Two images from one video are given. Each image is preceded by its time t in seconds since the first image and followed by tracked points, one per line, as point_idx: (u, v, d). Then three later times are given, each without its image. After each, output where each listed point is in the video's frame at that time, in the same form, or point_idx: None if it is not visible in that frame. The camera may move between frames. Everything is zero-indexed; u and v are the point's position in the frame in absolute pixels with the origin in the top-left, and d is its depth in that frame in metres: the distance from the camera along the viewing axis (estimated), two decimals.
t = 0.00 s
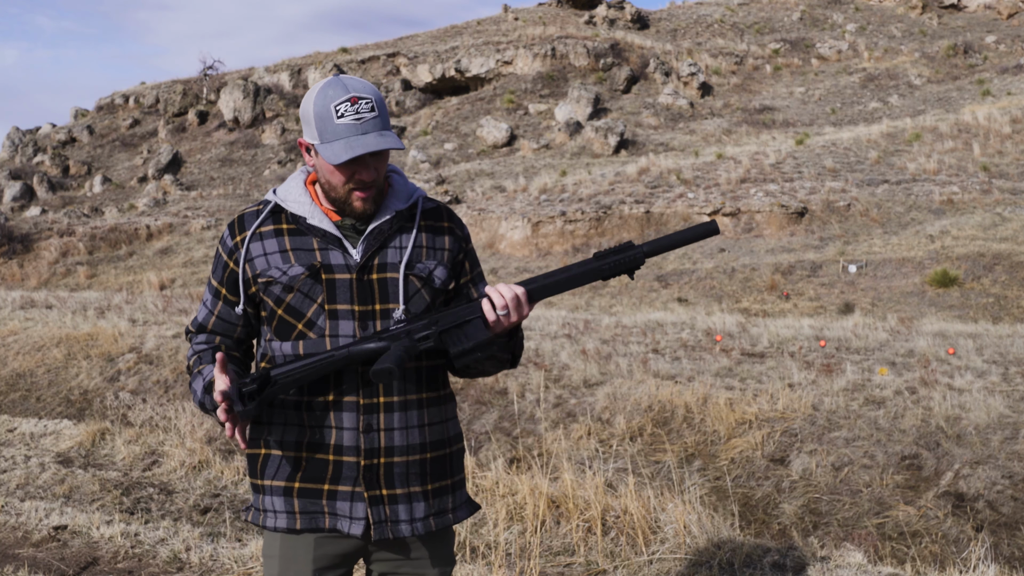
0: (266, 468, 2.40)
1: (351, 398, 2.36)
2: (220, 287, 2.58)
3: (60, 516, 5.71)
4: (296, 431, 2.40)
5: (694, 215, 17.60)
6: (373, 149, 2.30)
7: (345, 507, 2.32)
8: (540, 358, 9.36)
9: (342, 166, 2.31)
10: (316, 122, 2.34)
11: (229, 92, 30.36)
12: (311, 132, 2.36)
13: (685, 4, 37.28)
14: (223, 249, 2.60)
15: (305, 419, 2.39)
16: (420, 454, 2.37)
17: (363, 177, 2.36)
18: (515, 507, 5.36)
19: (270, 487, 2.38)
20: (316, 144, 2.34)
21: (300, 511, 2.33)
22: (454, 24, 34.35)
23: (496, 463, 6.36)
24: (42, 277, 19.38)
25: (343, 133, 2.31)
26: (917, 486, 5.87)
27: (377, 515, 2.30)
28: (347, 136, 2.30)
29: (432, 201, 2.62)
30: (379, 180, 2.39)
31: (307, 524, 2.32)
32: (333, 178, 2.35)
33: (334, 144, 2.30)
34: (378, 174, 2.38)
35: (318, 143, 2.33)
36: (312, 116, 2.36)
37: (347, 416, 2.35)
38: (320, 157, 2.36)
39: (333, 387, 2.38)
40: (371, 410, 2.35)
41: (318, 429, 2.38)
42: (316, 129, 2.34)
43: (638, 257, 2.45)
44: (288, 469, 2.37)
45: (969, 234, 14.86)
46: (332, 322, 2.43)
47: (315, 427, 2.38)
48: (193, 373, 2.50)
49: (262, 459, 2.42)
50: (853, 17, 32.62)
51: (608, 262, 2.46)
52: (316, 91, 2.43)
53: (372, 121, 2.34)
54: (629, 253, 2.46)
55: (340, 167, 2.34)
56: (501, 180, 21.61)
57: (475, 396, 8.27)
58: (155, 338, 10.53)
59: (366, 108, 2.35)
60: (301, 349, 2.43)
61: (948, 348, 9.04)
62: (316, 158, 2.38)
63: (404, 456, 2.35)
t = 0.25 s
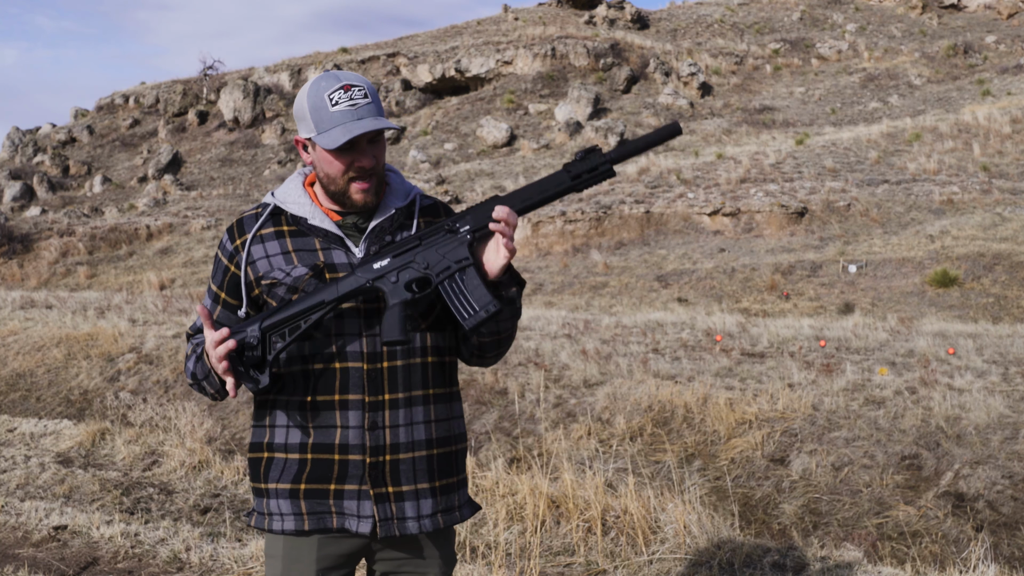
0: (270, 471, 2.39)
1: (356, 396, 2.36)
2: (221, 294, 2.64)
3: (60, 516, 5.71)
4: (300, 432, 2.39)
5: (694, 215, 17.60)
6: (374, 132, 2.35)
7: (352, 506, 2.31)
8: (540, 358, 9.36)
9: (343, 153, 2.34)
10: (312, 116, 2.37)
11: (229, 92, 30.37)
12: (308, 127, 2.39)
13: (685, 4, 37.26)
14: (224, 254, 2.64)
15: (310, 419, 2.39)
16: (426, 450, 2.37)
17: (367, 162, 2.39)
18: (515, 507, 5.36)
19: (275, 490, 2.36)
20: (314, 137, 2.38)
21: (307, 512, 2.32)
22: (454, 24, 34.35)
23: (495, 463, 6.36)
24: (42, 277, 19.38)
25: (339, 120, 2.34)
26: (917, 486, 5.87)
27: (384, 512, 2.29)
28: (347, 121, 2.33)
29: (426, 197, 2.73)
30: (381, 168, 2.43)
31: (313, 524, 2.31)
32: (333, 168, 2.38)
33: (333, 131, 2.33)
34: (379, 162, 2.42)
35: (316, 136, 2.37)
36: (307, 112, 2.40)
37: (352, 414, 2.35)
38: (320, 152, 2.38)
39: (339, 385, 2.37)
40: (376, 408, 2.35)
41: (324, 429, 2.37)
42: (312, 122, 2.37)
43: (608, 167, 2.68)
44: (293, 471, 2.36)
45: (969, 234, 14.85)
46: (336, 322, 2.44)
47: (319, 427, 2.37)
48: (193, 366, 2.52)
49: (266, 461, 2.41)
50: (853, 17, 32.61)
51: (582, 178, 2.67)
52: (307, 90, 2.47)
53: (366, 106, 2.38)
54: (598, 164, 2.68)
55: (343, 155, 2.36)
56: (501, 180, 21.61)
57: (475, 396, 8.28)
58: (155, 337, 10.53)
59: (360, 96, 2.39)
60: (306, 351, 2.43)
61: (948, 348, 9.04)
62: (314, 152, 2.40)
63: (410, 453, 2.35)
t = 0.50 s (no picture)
0: (270, 475, 2.40)
1: (352, 397, 2.36)
2: (218, 303, 2.70)
3: (60, 516, 5.71)
4: (299, 436, 2.39)
5: (694, 215, 17.61)
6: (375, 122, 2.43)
7: (352, 507, 2.31)
8: (540, 358, 9.36)
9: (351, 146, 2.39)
10: (311, 115, 2.40)
11: (229, 92, 30.36)
12: (306, 126, 2.41)
13: (685, 4, 37.25)
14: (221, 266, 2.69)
15: (307, 422, 2.39)
16: (426, 448, 2.36)
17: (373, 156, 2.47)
18: (515, 507, 5.36)
19: (275, 494, 2.37)
20: (314, 137, 2.40)
21: (308, 514, 2.33)
22: (454, 24, 34.35)
23: (496, 463, 6.37)
24: (42, 277, 19.38)
25: (343, 113, 2.41)
26: (917, 486, 5.87)
27: (384, 512, 2.29)
28: (355, 115, 2.40)
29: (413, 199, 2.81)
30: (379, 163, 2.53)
31: (314, 525, 2.32)
32: (339, 164, 2.41)
33: (339, 127, 2.38)
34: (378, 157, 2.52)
35: (317, 134, 2.40)
36: (302, 112, 2.42)
37: (349, 416, 2.35)
38: (323, 149, 2.40)
39: (334, 387, 2.37)
40: (373, 408, 2.35)
41: (321, 431, 2.37)
42: (312, 122, 2.40)
43: (580, 132, 2.75)
44: (293, 475, 2.37)
45: (969, 234, 14.86)
46: (331, 325, 2.43)
47: (317, 429, 2.37)
48: (200, 371, 2.54)
49: (266, 466, 2.43)
50: (853, 17, 32.61)
51: (555, 143, 2.70)
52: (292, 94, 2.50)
53: (362, 101, 2.47)
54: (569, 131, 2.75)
55: (352, 149, 2.42)
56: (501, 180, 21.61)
57: (475, 396, 8.28)
58: (155, 337, 10.53)
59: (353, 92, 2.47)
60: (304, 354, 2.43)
61: (949, 348, 9.04)
62: (314, 151, 2.42)
63: (409, 452, 2.34)
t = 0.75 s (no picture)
0: (270, 475, 2.40)
1: (352, 395, 2.36)
2: (219, 303, 2.71)
3: (60, 516, 5.71)
4: (298, 435, 2.39)
5: (694, 215, 17.61)
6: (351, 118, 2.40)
7: (353, 505, 2.31)
8: (540, 358, 9.36)
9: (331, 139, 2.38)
10: (290, 112, 2.41)
11: (229, 92, 30.37)
12: (287, 124, 2.42)
13: (685, 4, 37.25)
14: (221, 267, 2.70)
15: (307, 421, 2.39)
16: (426, 446, 2.36)
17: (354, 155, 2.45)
18: (515, 507, 5.36)
19: (275, 493, 2.37)
20: (293, 134, 2.41)
21: (308, 513, 2.32)
22: (454, 24, 34.35)
23: (495, 463, 6.37)
24: (42, 277, 19.38)
25: (317, 111, 2.38)
26: (917, 486, 5.87)
27: (384, 510, 2.29)
28: (327, 115, 2.37)
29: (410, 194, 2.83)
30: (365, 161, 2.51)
31: (314, 525, 2.31)
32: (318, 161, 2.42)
33: (309, 124, 2.36)
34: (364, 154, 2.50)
35: (295, 132, 2.40)
36: (284, 110, 2.43)
37: (349, 413, 2.35)
38: (300, 144, 2.42)
39: (334, 385, 2.37)
40: (373, 406, 2.35)
41: (321, 429, 2.36)
42: (291, 118, 2.41)
43: (569, 115, 2.74)
44: (292, 475, 2.37)
45: (969, 234, 14.86)
46: (331, 322, 2.43)
47: (317, 428, 2.37)
48: (203, 371, 2.53)
49: (265, 467, 2.42)
50: (853, 17, 32.62)
51: (545, 125, 2.70)
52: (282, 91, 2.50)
53: (341, 96, 2.41)
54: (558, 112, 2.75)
55: (326, 147, 2.42)
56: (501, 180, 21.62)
57: (475, 396, 8.29)
58: (155, 337, 10.53)
59: (335, 87, 2.42)
60: (304, 352, 2.43)
61: (948, 348, 9.04)
62: (296, 150, 2.44)
63: (409, 450, 2.34)
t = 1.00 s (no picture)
0: (269, 475, 2.40)
1: (351, 396, 2.36)
2: (220, 304, 2.71)
3: (60, 516, 5.71)
4: (297, 435, 2.38)
5: (694, 215, 17.60)
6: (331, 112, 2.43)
7: (350, 506, 2.32)
8: (540, 358, 9.36)
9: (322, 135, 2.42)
10: (279, 109, 2.48)
11: (229, 92, 30.38)
12: (277, 122, 2.50)
13: (685, 3, 37.23)
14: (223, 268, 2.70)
15: (306, 421, 2.39)
16: (424, 447, 2.36)
17: (340, 150, 2.47)
18: (515, 507, 5.36)
19: (274, 493, 2.37)
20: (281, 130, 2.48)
21: (306, 513, 2.32)
22: (454, 24, 34.34)
23: (496, 463, 6.37)
24: (42, 277, 19.38)
25: (297, 106, 2.42)
26: (917, 486, 5.86)
27: (381, 511, 2.29)
28: (304, 109, 2.41)
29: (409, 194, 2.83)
30: (355, 157, 2.51)
31: (312, 525, 2.31)
32: (300, 155, 2.47)
33: (289, 119, 2.43)
34: (353, 151, 2.50)
35: (282, 128, 2.47)
36: (276, 108, 2.50)
37: (347, 414, 2.35)
38: (288, 144, 2.49)
39: (333, 386, 2.38)
40: (371, 407, 2.35)
41: (320, 430, 2.37)
42: (279, 115, 2.48)
43: (558, 105, 2.74)
44: (290, 475, 2.37)
45: (969, 234, 14.86)
46: (330, 323, 2.43)
47: (315, 429, 2.37)
48: (203, 372, 2.53)
49: (264, 467, 2.43)
50: (853, 17, 32.61)
51: (535, 116, 2.70)
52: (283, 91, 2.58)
53: (324, 92, 2.42)
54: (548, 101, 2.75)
55: (309, 144, 2.47)
56: (501, 180, 21.61)
57: (475, 396, 8.29)
58: (155, 338, 10.53)
59: (319, 84, 2.44)
60: (304, 352, 2.43)
61: (949, 348, 9.04)
62: (286, 146, 2.51)
63: (407, 450, 2.34)
